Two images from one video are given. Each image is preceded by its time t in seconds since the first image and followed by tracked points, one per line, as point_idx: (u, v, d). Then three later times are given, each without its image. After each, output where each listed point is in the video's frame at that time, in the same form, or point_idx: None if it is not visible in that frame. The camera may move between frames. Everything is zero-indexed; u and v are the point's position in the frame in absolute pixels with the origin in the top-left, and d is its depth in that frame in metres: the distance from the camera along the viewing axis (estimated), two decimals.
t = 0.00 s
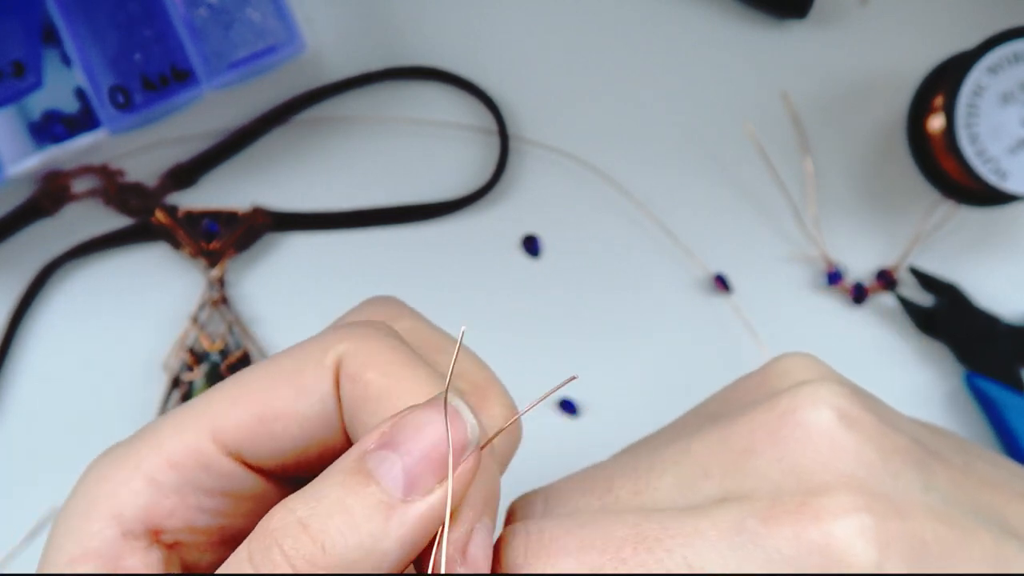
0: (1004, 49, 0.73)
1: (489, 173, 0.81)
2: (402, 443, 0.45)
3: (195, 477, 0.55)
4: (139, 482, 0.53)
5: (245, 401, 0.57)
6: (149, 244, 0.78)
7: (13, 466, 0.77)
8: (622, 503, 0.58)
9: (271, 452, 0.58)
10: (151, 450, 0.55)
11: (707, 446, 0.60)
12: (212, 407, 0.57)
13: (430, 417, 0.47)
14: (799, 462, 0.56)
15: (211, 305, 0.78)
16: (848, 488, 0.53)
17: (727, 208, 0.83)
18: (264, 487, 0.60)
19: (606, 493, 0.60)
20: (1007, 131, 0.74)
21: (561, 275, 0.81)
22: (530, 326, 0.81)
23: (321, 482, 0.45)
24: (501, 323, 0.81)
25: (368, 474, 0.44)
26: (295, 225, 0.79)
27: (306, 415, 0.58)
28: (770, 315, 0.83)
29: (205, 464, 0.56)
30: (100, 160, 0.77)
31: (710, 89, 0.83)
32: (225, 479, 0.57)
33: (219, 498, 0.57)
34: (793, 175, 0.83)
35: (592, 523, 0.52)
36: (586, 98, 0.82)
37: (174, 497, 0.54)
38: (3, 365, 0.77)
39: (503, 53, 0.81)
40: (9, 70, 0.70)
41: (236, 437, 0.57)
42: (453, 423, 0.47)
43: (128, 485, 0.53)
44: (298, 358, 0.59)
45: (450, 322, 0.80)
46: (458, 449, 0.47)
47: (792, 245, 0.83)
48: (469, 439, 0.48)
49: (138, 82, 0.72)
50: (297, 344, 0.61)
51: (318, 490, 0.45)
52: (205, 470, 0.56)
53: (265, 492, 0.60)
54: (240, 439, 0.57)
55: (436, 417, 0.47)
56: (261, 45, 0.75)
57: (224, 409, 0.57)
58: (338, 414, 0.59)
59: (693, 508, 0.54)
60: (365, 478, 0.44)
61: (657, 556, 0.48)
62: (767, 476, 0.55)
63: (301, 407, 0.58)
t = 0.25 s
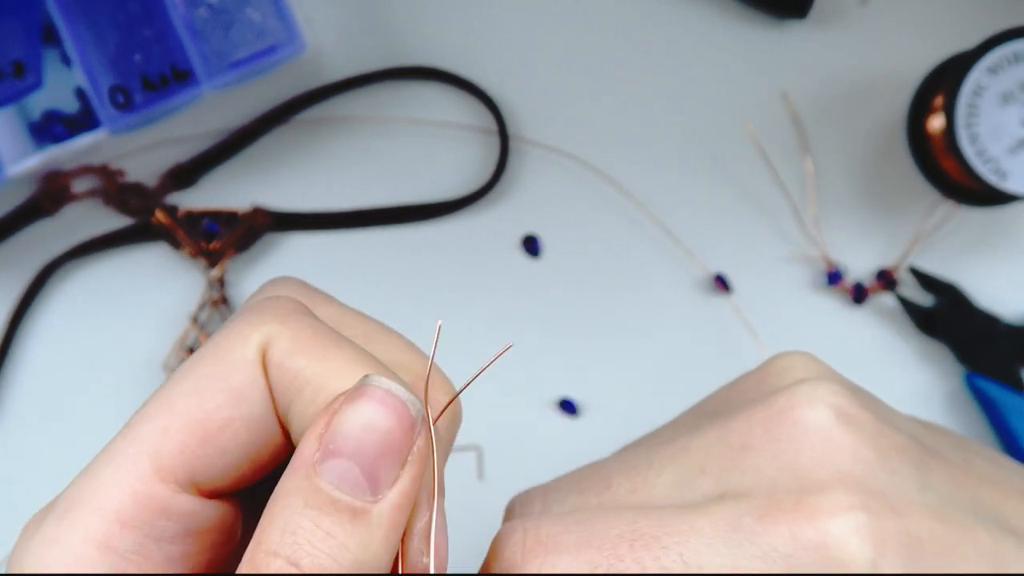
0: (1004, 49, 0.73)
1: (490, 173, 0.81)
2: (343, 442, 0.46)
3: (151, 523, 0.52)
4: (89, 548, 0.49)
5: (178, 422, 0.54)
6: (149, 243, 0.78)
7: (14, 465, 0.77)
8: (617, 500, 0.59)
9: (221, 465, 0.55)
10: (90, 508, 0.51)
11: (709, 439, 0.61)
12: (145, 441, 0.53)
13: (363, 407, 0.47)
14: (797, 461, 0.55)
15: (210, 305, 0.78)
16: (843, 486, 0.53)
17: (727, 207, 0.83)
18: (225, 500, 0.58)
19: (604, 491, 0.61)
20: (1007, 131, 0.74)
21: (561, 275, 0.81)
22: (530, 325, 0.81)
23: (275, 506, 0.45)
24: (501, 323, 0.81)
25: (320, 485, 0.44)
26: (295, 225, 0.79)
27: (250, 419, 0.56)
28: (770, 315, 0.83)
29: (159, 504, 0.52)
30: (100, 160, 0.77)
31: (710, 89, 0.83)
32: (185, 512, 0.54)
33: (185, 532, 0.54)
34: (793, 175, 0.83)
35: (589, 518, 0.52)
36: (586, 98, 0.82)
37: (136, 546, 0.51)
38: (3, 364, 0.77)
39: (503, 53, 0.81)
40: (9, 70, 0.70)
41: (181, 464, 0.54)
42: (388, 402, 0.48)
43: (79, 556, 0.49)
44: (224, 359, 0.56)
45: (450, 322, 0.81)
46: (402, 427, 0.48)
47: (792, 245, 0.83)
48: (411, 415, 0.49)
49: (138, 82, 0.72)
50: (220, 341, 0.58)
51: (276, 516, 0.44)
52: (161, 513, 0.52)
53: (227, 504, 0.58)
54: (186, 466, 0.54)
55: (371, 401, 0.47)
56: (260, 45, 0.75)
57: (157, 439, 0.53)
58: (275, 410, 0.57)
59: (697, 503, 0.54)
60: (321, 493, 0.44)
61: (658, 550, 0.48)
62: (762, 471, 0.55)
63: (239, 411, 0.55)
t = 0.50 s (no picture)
0: (1004, 49, 0.73)
1: (490, 173, 0.81)
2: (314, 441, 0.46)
3: (118, 516, 0.56)
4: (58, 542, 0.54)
5: (146, 420, 0.57)
6: (148, 244, 0.78)
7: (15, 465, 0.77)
8: (611, 512, 0.59)
9: (188, 460, 0.58)
10: (60, 504, 0.55)
11: (694, 453, 0.61)
12: (111, 441, 0.56)
13: (330, 405, 0.48)
14: (782, 467, 0.56)
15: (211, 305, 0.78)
16: (833, 492, 0.52)
17: (727, 208, 0.83)
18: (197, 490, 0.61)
19: (598, 504, 0.61)
20: (1007, 131, 0.74)
21: (561, 275, 0.81)
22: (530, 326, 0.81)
23: (254, 506, 0.45)
24: (501, 323, 0.81)
25: (294, 486, 0.45)
26: (296, 225, 0.79)
27: (217, 410, 0.58)
28: (769, 316, 0.83)
29: (126, 499, 0.56)
30: (100, 160, 0.77)
31: (710, 89, 0.83)
32: (152, 503, 0.57)
33: (154, 521, 0.58)
34: (793, 175, 0.83)
35: (581, 531, 0.52)
36: (586, 98, 0.82)
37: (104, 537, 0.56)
38: (3, 364, 0.77)
39: (503, 52, 0.81)
40: (9, 70, 0.70)
41: (147, 460, 0.56)
42: (355, 397, 0.49)
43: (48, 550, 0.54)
44: (189, 353, 0.58)
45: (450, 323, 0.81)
46: (373, 421, 0.49)
47: (792, 245, 0.83)
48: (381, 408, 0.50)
49: (138, 82, 0.72)
50: (187, 334, 0.60)
51: (256, 518, 0.44)
52: (127, 507, 0.56)
53: (199, 492, 0.61)
54: (153, 462, 0.57)
55: (339, 397, 0.48)
56: (260, 46, 0.75)
57: (123, 438, 0.56)
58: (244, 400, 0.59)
59: (684, 514, 0.54)
60: (298, 493, 0.45)
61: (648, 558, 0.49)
62: (750, 480, 0.55)
63: (206, 404, 0.58)
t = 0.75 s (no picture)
0: (1004, 49, 0.73)
1: (490, 173, 0.81)
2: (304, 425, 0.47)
3: (93, 502, 0.59)
4: (35, 523, 0.57)
5: (126, 408, 0.59)
6: (149, 243, 0.78)
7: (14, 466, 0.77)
8: (615, 495, 0.59)
9: (165, 449, 0.60)
10: (38, 486, 0.58)
11: (696, 435, 0.61)
12: (92, 425, 0.58)
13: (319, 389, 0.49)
14: (781, 447, 0.56)
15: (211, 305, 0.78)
16: (831, 470, 0.53)
17: (727, 207, 0.83)
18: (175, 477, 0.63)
19: (601, 488, 0.61)
20: (1008, 131, 0.74)
21: (561, 276, 0.81)
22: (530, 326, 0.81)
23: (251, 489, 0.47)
24: (501, 323, 0.81)
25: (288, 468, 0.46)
26: (296, 225, 0.79)
27: (194, 399, 0.59)
28: (770, 316, 0.83)
29: (102, 484, 0.59)
30: (100, 160, 0.77)
31: (710, 89, 0.83)
32: (129, 490, 0.60)
33: (130, 507, 0.60)
34: (793, 175, 0.83)
35: (585, 514, 0.53)
36: (586, 98, 0.82)
37: (79, 520, 0.58)
38: (3, 364, 0.77)
39: (503, 53, 0.81)
40: (9, 70, 0.70)
41: (125, 447, 0.59)
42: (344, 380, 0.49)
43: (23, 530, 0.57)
44: (170, 343, 0.60)
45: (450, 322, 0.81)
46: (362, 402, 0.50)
47: (792, 245, 0.83)
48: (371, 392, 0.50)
49: (138, 82, 0.72)
50: (172, 322, 0.61)
51: (256, 499, 0.46)
52: (103, 493, 0.59)
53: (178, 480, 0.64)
54: (130, 449, 0.59)
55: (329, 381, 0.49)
56: (261, 46, 0.75)
57: (103, 425, 0.58)
58: (225, 385, 0.60)
59: (684, 496, 0.54)
60: (290, 476, 0.46)
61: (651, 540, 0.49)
62: (750, 463, 0.56)
63: (182, 394, 0.59)
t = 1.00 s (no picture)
0: (1005, 49, 0.73)
1: (490, 173, 0.81)
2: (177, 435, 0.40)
3: (73, 533, 0.55)
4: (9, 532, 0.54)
5: (133, 464, 0.55)
6: (148, 244, 0.78)
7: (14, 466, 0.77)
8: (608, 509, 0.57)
9: (154, 516, 0.56)
10: (27, 498, 0.55)
11: (683, 447, 0.60)
12: (97, 466, 0.55)
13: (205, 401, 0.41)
14: (768, 448, 0.56)
15: (211, 305, 0.78)
16: (819, 466, 0.53)
17: (727, 207, 0.83)
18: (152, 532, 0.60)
19: (593, 505, 0.59)
20: (1008, 131, 0.74)
21: (561, 276, 0.81)
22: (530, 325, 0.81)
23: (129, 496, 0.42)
24: (501, 323, 0.81)
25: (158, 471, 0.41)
26: (296, 225, 0.79)
27: (197, 486, 0.56)
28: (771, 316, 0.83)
29: (82, 524, 0.55)
30: (100, 160, 0.77)
31: (710, 89, 0.83)
32: (104, 536, 0.56)
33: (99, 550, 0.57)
34: (793, 175, 0.83)
35: (579, 528, 0.50)
36: (586, 98, 0.82)
37: (50, 551, 0.55)
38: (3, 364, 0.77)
39: (503, 52, 0.81)
40: (9, 70, 0.70)
41: (119, 502, 0.55)
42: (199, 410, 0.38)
43: None
44: (202, 422, 0.56)
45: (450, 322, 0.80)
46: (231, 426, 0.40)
47: (792, 245, 0.83)
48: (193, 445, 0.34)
49: (138, 82, 0.72)
50: (213, 404, 0.57)
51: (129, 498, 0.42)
52: (84, 529, 0.55)
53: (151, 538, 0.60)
54: (123, 504, 0.55)
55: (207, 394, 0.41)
56: (261, 46, 0.75)
57: (105, 474, 0.54)
58: (235, 478, 0.57)
59: (680, 501, 0.54)
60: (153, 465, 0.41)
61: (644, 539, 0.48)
62: (737, 464, 0.56)
63: (190, 478, 0.55)
